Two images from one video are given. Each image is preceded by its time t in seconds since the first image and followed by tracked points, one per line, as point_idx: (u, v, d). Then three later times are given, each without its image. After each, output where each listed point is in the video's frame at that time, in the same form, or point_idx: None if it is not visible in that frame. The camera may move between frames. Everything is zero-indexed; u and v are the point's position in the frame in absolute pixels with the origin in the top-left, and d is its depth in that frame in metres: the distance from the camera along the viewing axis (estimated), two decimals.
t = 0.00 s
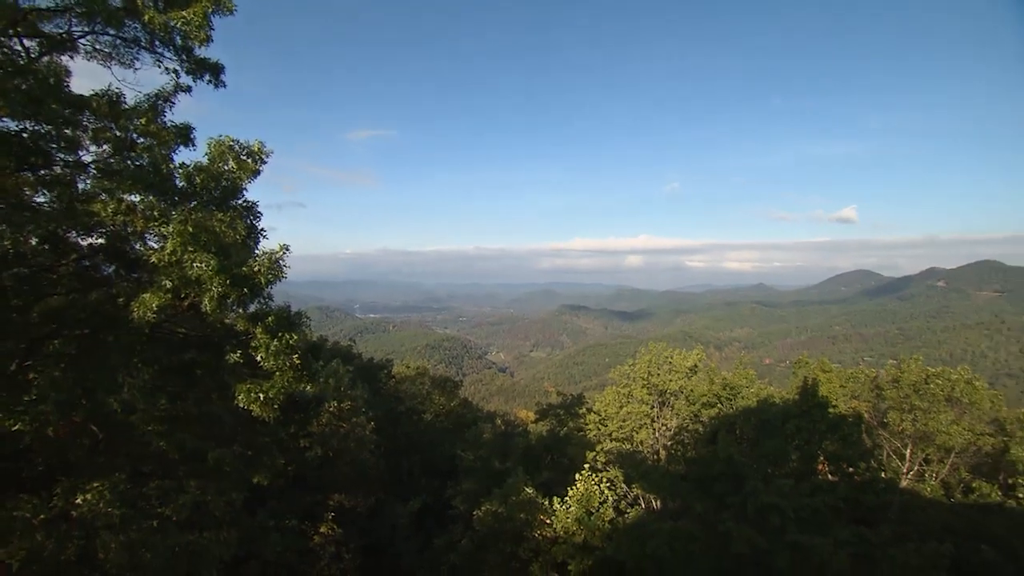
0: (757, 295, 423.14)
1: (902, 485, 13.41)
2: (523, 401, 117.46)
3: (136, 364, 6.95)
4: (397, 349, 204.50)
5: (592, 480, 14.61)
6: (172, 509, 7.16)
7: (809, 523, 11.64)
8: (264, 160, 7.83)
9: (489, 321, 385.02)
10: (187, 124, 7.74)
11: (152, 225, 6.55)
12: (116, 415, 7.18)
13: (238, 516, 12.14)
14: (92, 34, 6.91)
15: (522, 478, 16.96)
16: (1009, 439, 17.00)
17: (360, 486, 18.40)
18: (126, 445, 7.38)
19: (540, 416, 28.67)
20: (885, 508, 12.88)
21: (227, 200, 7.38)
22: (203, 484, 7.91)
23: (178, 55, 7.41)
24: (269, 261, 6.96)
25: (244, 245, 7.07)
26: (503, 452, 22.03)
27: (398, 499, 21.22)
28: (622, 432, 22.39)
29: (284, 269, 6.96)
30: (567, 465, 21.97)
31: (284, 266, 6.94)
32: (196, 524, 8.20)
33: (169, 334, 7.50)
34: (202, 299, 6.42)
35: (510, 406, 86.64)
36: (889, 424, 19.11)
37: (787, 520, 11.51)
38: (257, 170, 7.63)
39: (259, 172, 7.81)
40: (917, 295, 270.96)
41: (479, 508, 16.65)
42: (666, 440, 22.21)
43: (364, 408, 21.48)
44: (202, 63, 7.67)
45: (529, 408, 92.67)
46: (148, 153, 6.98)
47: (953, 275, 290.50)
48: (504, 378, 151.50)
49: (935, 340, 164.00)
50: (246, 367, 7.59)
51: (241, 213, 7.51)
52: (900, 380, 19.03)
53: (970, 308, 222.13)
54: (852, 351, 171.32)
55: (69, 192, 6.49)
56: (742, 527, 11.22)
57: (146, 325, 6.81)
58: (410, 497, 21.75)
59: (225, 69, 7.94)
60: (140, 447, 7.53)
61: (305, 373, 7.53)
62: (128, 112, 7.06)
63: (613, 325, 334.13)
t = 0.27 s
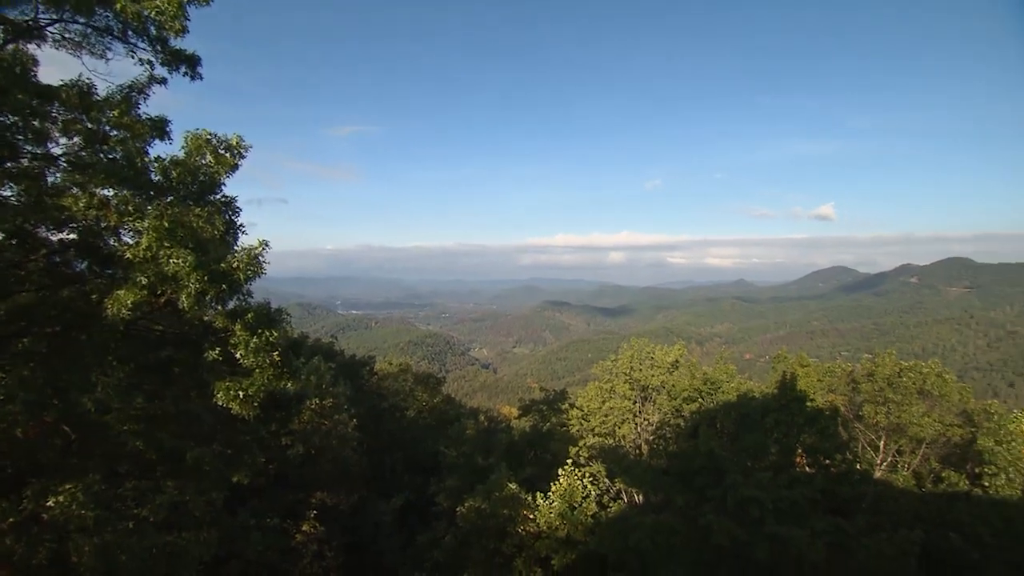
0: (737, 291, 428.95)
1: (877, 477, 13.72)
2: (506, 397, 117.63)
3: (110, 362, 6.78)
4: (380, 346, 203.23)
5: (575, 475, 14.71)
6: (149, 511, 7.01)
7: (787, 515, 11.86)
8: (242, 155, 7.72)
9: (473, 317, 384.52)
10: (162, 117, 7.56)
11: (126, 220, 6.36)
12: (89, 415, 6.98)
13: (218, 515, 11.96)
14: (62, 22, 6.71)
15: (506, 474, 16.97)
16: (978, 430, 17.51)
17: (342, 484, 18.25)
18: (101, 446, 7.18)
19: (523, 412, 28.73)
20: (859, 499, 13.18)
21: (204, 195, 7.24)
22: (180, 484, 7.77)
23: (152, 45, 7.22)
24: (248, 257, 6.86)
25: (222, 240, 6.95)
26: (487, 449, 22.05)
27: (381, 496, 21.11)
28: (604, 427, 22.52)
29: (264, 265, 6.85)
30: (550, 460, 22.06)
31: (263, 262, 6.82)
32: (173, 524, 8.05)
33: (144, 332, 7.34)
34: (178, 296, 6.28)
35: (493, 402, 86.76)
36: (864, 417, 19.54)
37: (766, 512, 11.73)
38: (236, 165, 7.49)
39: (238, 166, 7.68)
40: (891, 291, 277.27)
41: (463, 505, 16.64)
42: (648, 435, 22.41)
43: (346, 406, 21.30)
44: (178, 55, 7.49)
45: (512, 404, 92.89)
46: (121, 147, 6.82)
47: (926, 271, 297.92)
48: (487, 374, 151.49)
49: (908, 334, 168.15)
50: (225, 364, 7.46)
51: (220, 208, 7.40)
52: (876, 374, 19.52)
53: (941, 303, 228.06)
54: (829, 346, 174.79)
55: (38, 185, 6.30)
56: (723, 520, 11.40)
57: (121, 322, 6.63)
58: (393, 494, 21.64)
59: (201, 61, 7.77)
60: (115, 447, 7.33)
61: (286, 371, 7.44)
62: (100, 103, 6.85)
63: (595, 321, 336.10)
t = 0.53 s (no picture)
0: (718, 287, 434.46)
1: (851, 468, 14.05)
2: (489, 393, 117.70)
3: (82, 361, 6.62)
4: (362, 343, 201.76)
5: (558, 471, 14.80)
6: (124, 513, 6.89)
7: (765, 507, 12.08)
8: (219, 149, 7.61)
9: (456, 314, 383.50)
10: (136, 109, 7.38)
11: (97, 215, 6.18)
12: (60, 415, 6.79)
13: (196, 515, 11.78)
14: (28, 10, 6.49)
15: (489, 470, 17.00)
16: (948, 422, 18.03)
17: (324, 482, 18.12)
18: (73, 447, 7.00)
19: (506, 408, 28.76)
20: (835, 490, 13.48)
21: (180, 189, 7.13)
22: (157, 485, 7.65)
23: (124, 35, 7.03)
24: (226, 253, 6.79)
25: (198, 236, 6.85)
26: (470, 445, 22.03)
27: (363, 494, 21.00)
28: (587, 422, 22.63)
29: (242, 262, 6.80)
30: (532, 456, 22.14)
31: (241, 259, 6.78)
32: (150, 526, 7.93)
33: (118, 329, 7.18)
34: (154, 293, 6.15)
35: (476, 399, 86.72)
36: (840, 410, 19.98)
37: (744, 504, 11.93)
38: (213, 159, 7.41)
39: (215, 160, 7.56)
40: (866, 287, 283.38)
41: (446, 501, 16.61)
42: (629, 430, 22.59)
43: (328, 403, 21.11)
44: (152, 45, 7.31)
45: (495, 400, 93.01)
46: (92, 140, 6.65)
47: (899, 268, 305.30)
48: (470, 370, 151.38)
49: (882, 329, 172.18)
50: (203, 362, 7.35)
51: (197, 203, 7.30)
52: (851, 368, 19.99)
53: (914, 299, 233.95)
54: (806, 341, 178.17)
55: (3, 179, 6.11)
56: (703, 513, 11.57)
57: (94, 320, 6.49)
58: (375, 491, 21.54)
59: (176, 52, 7.60)
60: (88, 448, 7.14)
61: (266, 368, 7.36)
62: (70, 94, 6.65)
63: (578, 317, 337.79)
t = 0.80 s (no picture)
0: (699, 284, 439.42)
1: (828, 461, 14.34)
2: (472, 391, 117.59)
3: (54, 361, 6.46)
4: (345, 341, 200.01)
5: (542, 467, 14.86)
6: (99, 516, 6.76)
7: (745, 501, 12.28)
8: (196, 144, 7.49)
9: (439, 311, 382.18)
10: (109, 103, 7.19)
11: (69, 211, 5.99)
12: (32, 417, 6.62)
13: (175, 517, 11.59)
14: None
15: (473, 467, 16.99)
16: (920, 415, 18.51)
17: (306, 482, 17.95)
18: (45, 450, 6.84)
19: (489, 405, 28.77)
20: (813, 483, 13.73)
21: (156, 185, 7.01)
22: (133, 487, 7.51)
23: (96, 26, 6.84)
24: (204, 251, 6.69)
25: (175, 233, 6.75)
26: (453, 443, 21.99)
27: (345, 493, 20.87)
28: (570, 419, 22.72)
29: (220, 260, 6.74)
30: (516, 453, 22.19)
31: (218, 257, 6.74)
32: (126, 528, 7.80)
33: (92, 328, 7.00)
34: (129, 291, 6.02)
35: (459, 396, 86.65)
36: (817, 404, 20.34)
37: (725, 498, 12.10)
38: (190, 155, 7.27)
39: (192, 156, 7.41)
40: (843, 284, 289.12)
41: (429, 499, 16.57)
42: (612, 426, 22.75)
43: (309, 402, 20.90)
44: (126, 37, 7.13)
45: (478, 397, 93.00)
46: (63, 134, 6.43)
47: (875, 265, 311.91)
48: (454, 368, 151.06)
49: (859, 325, 175.89)
50: (180, 362, 7.21)
51: (173, 199, 7.16)
52: (829, 363, 20.33)
53: (889, 295, 239.22)
54: (785, 337, 181.22)
55: None
56: (684, 508, 11.71)
57: (66, 319, 6.33)
58: (358, 490, 21.40)
59: (151, 45, 7.44)
60: (61, 451, 6.98)
61: (246, 367, 7.27)
62: (39, 87, 6.44)
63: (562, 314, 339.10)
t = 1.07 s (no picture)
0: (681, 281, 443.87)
1: (806, 455, 14.61)
2: (456, 388, 117.41)
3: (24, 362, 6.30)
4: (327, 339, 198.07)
5: (525, 464, 14.90)
6: (72, 520, 6.63)
7: (726, 495, 12.47)
8: (173, 139, 7.35)
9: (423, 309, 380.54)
10: (80, 96, 7.02)
11: (39, 207, 5.84)
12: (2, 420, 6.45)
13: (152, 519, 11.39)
14: None
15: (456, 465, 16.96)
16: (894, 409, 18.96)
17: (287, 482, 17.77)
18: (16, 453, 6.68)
19: (472, 403, 28.74)
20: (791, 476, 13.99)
21: (131, 181, 6.87)
22: (108, 490, 7.38)
23: (65, 16, 6.67)
24: (181, 248, 6.57)
25: (151, 229, 6.65)
26: (437, 441, 21.92)
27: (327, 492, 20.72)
28: (552, 416, 22.79)
29: (198, 257, 6.63)
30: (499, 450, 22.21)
31: (197, 255, 6.62)
32: (100, 532, 7.66)
33: (65, 328, 6.84)
34: (103, 289, 5.89)
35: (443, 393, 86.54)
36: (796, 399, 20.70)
37: (706, 493, 12.27)
38: (166, 150, 7.08)
39: (168, 151, 7.23)
40: (821, 281, 294.30)
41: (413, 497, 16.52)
42: (595, 422, 22.89)
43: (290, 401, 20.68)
44: (97, 29, 6.97)
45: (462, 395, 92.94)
46: (32, 127, 6.27)
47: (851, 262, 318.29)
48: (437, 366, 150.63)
49: (835, 321, 179.51)
50: (157, 362, 7.08)
51: (149, 196, 7.00)
52: (807, 359, 20.69)
53: (865, 292, 244.35)
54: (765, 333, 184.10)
55: None
56: (666, 503, 11.85)
57: (37, 318, 6.17)
58: (340, 490, 21.25)
59: (124, 37, 7.27)
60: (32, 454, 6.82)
61: (226, 366, 7.16)
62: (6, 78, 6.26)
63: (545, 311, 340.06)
